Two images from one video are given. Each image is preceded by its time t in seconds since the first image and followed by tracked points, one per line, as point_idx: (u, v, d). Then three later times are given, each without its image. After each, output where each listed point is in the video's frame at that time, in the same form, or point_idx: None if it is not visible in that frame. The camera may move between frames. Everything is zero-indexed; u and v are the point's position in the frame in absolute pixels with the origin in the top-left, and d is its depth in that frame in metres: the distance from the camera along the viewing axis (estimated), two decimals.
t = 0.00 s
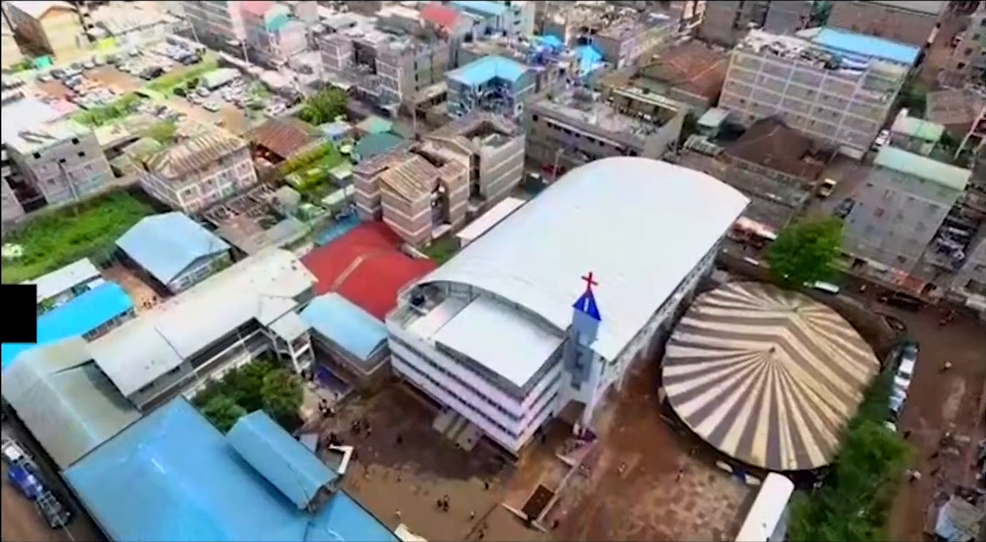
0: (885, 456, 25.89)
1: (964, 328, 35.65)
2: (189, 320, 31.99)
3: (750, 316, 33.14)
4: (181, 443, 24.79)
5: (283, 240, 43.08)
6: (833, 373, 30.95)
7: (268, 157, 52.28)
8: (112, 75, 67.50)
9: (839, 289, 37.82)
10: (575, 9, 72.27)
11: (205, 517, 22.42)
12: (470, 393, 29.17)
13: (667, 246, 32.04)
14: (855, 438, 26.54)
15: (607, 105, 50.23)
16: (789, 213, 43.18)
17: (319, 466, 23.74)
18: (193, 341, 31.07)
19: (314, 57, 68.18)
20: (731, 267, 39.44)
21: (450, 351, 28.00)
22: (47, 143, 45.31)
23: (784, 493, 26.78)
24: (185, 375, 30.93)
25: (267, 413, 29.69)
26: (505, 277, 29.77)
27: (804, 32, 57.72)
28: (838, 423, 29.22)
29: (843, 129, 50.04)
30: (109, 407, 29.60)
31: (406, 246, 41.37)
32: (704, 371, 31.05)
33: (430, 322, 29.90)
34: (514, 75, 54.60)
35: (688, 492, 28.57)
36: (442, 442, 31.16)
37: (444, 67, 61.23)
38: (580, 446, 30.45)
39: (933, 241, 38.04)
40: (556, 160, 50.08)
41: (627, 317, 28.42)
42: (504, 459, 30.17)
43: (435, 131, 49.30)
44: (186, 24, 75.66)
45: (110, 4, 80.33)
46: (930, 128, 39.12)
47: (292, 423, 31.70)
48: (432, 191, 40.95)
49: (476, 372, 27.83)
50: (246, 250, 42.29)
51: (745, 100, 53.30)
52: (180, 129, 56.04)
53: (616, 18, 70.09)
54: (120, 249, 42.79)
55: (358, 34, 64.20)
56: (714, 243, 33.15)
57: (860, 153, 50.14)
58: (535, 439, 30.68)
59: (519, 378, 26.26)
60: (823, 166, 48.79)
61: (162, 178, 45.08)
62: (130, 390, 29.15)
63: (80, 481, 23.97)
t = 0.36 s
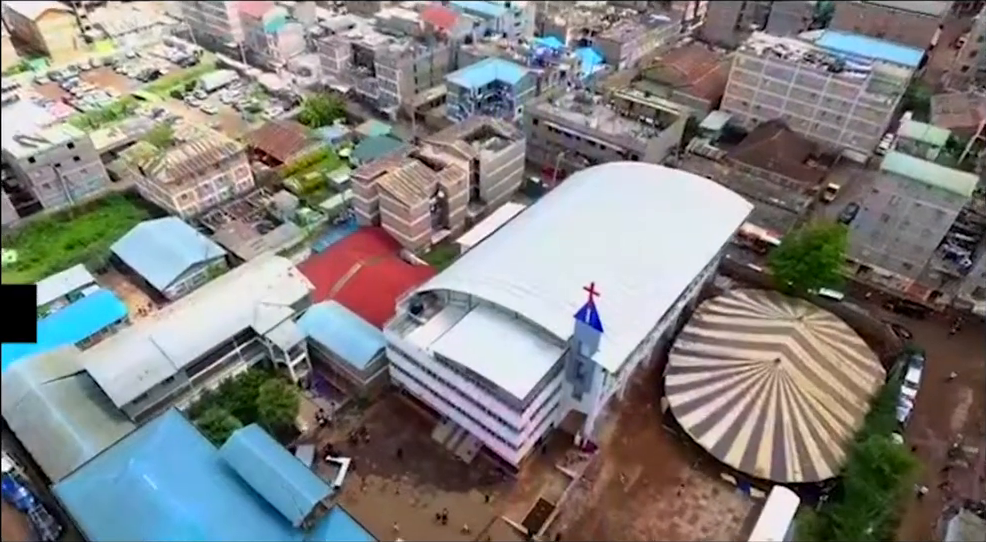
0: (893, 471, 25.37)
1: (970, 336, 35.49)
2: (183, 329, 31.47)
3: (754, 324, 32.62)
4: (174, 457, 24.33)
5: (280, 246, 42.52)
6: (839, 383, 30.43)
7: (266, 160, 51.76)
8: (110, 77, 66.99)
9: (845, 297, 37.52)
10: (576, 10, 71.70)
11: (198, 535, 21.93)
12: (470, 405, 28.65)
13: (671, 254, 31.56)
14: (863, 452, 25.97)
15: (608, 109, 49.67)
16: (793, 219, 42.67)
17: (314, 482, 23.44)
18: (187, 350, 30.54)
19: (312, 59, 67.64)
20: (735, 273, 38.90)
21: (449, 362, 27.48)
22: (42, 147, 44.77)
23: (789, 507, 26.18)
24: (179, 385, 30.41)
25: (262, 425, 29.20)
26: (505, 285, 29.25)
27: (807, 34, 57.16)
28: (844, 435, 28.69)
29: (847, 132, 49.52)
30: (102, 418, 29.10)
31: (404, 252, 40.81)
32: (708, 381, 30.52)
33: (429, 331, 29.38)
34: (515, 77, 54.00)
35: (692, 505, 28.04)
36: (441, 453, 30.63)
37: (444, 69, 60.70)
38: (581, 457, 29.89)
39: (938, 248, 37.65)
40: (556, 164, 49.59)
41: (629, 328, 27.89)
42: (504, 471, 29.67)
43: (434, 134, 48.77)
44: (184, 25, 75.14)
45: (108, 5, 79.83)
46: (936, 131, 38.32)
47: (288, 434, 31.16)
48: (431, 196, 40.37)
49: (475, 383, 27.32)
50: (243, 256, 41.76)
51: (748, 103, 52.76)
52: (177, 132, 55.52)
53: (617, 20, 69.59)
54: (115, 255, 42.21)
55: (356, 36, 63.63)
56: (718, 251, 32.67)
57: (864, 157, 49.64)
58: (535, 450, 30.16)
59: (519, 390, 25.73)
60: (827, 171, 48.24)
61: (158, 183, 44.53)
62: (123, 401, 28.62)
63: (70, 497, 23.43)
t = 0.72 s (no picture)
0: (902, 486, 24.84)
1: (978, 344, 34.96)
2: (178, 338, 30.95)
3: (758, 333, 32.09)
4: (167, 474, 23.84)
5: (277, 252, 42.00)
6: (845, 393, 29.92)
7: (264, 165, 51.28)
8: (107, 80, 66.51)
9: (849, 303, 36.95)
10: (576, 12, 71.14)
11: None
12: (469, 416, 28.13)
13: (674, 260, 31.12)
14: (871, 466, 25.45)
15: (609, 112, 49.13)
16: (796, 224, 42.11)
17: (310, 499, 23.05)
18: (181, 360, 30.03)
19: (311, 61, 67.13)
20: (738, 280, 38.36)
21: (449, 373, 26.95)
22: (36, 152, 44.23)
23: (795, 522, 25.65)
24: (174, 395, 29.91)
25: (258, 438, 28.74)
26: (504, 294, 28.73)
27: (810, 36, 56.63)
28: (851, 446, 28.19)
29: (850, 136, 48.97)
30: (95, 430, 28.57)
31: (403, 256, 40.19)
32: (711, 391, 30.01)
33: (428, 341, 28.86)
34: (515, 80, 53.46)
35: (696, 519, 27.52)
36: (440, 464, 30.10)
37: (443, 72, 60.27)
38: (583, 469, 29.37)
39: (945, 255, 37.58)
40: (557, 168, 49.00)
41: (632, 338, 27.41)
42: (504, 483, 29.15)
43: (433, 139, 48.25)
44: (182, 28, 74.72)
45: (106, 6, 79.36)
46: (943, 136, 37.72)
47: (285, 445, 30.61)
48: (429, 201, 39.87)
49: (474, 395, 26.81)
50: (240, 262, 41.21)
51: (750, 106, 52.23)
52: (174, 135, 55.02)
53: (618, 22, 69.11)
54: (110, 261, 41.65)
55: (355, 38, 63.05)
56: (721, 257, 32.22)
57: (868, 161, 49.07)
58: (535, 462, 29.63)
59: (520, 403, 25.20)
60: (830, 175, 47.72)
61: (153, 187, 43.99)
62: (116, 412, 28.10)
63: (60, 516, 22.95)
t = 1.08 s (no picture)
0: (911, 500, 24.38)
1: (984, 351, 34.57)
2: (173, 347, 30.49)
3: (762, 341, 31.63)
4: (160, 489, 23.46)
5: (275, 257, 41.56)
6: (850, 402, 29.49)
7: (262, 168, 50.85)
8: (104, 82, 66.05)
9: (854, 310, 36.48)
10: (577, 14, 70.68)
11: None
12: (469, 426, 27.66)
13: (677, 268, 30.70)
14: (878, 479, 24.98)
15: (610, 115, 48.68)
16: (799, 229, 41.68)
17: (307, 515, 23.02)
18: (177, 369, 29.57)
19: (310, 63, 66.66)
20: (741, 286, 37.90)
21: (448, 384, 26.49)
22: (32, 156, 43.78)
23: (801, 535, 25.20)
24: (169, 405, 29.46)
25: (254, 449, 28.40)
26: (505, 303, 28.27)
27: (813, 38, 56.18)
28: (856, 457, 27.78)
29: (853, 139, 48.53)
30: (89, 441, 28.08)
31: (402, 264, 39.81)
32: (715, 400, 29.54)
33: (427, 350, 28.40)
34: (515, 83, 52.96)
35: (699, 531, 27.07)
36: (440, 475, 29.64)
37: (443, 74, 59.90)
38: (584, 480, 28.92)
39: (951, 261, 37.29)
40: (558, 172, 48.49)
41: (635, 348, 26.99)
42: (504, 494, 28.69)
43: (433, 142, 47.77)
44: (180, 29, 74.34)
45: (103, 7, 78.92)
46: (950, 140, 37.23)
47: (282, 455, 30.19)
48: (429, 206, 39.42)
49: (473, 405, 26.35)
50: (237, 268, 40.74)
51: (752, 109, 51.75)
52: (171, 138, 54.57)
53: (619, 24, 68.72)
54: (106, 266, 41.16)
55: (354, 40, 62.55)
56: (725, 265, 31.75)
57: (872, 164, 48.62)
58: (536, 473, 29.18)
59: (520, 414, 24.76)
60: (833, 179, 47.30)
61: (150, 192, 43.52)
62: (110, 422, 27.63)
63: (50, 531, 22.42)
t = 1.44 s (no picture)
0: (921, 518, 23.87)
1: None
2: (168, 358, 29.98)
3: (767, 351, 31.07)
4: (152, 507, 23.00)
5: (273, 264, 41.02)
6: (857, 415, 28.94)
7: (259, 173, 50.32)
8: (100, 85, 65.52)
9: (860, 318, 35.91)
10: (578, 17, 70.10)
11: None
12: (468, 440, 27.11)
13: (680, 278, 30.11)
14: (887, 496, 24.45)
15: (612, 120, 48.15)
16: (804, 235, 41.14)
17: (302, 533, 22.68)
18: (171, 381, 29.09)
19: (309, 65, 66.09)
20: (745, 294, 37.35)
21: (447, 398, 25.93)
22: (26, 161, 43.24)
23: None
24: (164, 417, 28.96)
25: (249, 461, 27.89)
26: (505, 314, 27.68)
27: (816, 41, 55.63)
28: (863, 472, 27.23)
29: (857, 143, 47.99)
30: (81, 455, 27.54)
31: (401, 270, 39.23)
32: (720, 413, 28.97)
33: (427, 362, 27.84)
34: (515, 87, 52.39)
35: None
36: (439, 489, 29.09)
37: (443, 77, 59.41)
38: (586, 494, 28.37)
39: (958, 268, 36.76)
40: (559, 177, 47.89)
41: (639, 361, 26.40)
42: (504, 509, 28.13)
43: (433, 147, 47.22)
44: (178, 32, 73.91)
45: (100, 9, 78.36)
46: (957, 146, 36.64)
47: (278, 469, 29.67)
48: (428, 213, 38.88)
49: (473, 420, 25.79)
50: (234, 275, 40.20)
51: (755, 113, 51.18)
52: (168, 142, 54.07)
53: (620, 26, 68.23)
54: (101, 274, 40.61)
55: (353, 43, 61.98)
56: (729, 274, 31.16)
57: (876, 169, 48.07)
58: (537, 487, 28.63)
59: (521, 430, 24.24)
60: (837, 184, 46.72)
61: (145, 197, 42.96)
62: (103, 436, 27.08)
63: None
